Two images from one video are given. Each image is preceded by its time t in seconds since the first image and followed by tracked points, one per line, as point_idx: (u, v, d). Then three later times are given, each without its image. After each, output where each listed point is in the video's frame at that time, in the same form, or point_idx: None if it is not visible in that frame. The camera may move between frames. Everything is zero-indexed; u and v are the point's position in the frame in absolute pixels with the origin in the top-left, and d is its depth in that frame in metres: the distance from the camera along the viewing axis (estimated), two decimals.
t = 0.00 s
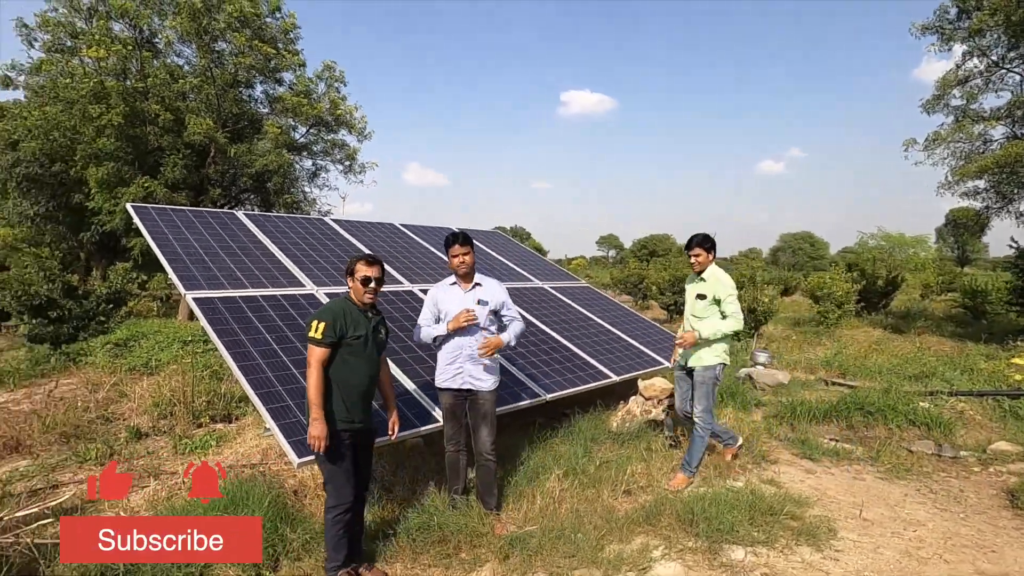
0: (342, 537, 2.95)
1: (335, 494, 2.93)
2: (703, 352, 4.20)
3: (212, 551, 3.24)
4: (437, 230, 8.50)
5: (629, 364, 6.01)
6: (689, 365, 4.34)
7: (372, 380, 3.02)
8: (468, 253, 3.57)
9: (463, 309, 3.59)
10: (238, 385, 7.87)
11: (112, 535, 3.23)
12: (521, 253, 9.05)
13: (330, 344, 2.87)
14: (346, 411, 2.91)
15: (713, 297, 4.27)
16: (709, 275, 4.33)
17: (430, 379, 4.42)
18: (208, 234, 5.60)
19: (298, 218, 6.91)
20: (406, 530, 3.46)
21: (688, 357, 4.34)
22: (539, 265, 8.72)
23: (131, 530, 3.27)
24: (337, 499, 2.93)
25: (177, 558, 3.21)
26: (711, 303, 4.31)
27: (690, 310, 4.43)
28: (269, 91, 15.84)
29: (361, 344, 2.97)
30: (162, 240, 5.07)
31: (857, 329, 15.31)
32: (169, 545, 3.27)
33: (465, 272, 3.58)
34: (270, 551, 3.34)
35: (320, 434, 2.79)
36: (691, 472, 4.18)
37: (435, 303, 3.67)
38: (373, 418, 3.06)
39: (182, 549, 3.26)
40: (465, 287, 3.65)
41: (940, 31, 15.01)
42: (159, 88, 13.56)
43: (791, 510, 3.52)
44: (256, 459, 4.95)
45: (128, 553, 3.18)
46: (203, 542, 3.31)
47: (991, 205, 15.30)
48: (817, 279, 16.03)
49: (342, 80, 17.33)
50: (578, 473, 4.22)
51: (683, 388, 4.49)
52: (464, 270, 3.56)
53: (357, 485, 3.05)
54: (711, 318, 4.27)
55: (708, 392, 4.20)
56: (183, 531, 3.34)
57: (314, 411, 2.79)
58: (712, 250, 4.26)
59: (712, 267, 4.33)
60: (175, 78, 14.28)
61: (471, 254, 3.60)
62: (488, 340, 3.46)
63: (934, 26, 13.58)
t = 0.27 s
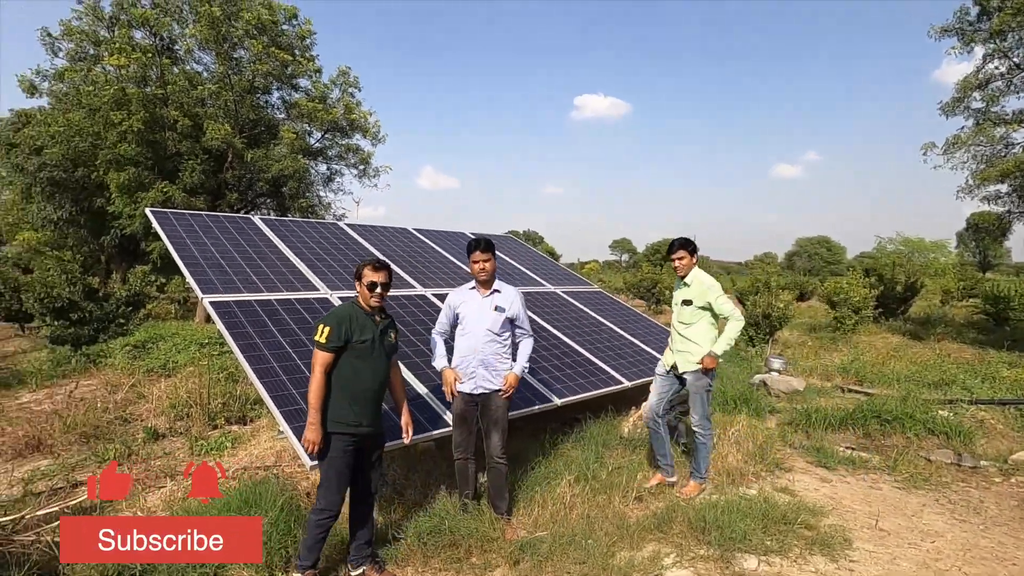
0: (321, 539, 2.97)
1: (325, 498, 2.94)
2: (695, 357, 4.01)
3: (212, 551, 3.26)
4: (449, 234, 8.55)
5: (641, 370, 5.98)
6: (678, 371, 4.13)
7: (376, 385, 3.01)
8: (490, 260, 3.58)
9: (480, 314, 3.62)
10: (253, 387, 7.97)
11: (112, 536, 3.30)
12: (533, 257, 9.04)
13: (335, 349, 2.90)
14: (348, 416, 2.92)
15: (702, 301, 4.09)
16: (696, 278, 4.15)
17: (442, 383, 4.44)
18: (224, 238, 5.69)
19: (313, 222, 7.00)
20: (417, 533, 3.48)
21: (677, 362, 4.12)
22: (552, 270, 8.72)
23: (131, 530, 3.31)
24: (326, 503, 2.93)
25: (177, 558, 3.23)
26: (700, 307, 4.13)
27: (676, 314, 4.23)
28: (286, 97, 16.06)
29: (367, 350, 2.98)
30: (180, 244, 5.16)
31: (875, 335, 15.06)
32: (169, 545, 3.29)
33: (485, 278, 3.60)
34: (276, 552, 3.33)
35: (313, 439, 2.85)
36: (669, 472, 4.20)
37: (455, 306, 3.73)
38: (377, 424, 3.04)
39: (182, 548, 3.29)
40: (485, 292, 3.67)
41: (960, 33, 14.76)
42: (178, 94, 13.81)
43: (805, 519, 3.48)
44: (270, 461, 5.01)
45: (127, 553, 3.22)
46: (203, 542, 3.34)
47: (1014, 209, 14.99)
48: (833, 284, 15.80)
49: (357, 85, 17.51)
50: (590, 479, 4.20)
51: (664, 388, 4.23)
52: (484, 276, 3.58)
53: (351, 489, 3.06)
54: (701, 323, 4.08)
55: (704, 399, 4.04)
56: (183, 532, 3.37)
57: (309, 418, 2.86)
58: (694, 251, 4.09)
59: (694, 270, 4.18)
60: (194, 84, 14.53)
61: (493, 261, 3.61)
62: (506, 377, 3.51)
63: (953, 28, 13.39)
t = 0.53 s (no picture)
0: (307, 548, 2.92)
1: (314, 502, 2.93)
2: (678, 376, 3.88)
3: (211, 551, 3.26)
4: (461, 239, 8.56)
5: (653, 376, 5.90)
6: (661, 389, 4.01)
7: (375, 391, 2.99)
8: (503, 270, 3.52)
9: (491, 322, 3.60)
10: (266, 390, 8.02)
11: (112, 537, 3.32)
12: (545, 263, 9.01)
13: (330, 358, 2.86)
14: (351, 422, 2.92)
15: (685, 316, 3.94)
16: (678, 291, 3.99)
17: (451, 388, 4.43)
18: (237, 243, 5.75)
19: (325, 227, 7.05)
20: (424, 540, 3.46)
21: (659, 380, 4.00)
22: (563, 275, 8.68)
23: (131, 530, 3.32)
24: (315, 508, 2.93)
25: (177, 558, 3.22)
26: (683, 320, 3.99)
27: (659, 328, 4.08)
28: (301, 103, 16.24)
29: (362, 356, 2.96)
30: (194, 249, 5.22)
31: (894, 342, 14.78)
32: (169, 544, 3.29)
33: (498, 289, 3.55)
34: (282, 555, 3.31)
35: (338, 443, 2.81)
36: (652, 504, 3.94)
37: (470, 313, 3.74)
38: (378, 430, 3.03)
39: (182, 548, 3.28)
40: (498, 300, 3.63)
41: (981, 34, 14.50)
42: (196, 101, 14.04)
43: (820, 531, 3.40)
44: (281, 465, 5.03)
45: (128, 553, 3.24)
46: (204, 542, 3.34)
47: None
48: (851, 289, 15.55)
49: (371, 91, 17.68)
50: (600, 487, 4.16)
51: (654, 414, 4.04)
52: (497, 286, 3.53)
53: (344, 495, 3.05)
54: (684, 339, 3.95)
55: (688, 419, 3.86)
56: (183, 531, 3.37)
57: (327, 424, 2.82)
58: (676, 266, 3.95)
59: (675, 282, 4.02)
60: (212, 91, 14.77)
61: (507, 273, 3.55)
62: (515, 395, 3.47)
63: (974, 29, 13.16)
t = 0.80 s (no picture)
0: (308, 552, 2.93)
1: (310, 506, 2.94)
2: (665, 381, 3.73)
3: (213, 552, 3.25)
4: (471, 243, 8.57)
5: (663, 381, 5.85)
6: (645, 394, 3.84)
7: (367, 396, 2.98)
8: (515, 278, 3.50)
9: (503, 328, 3.60)
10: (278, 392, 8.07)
11: (111, 543, 3.26)
12: (555, 267, 8.99)
13: (319, 368, 2.83)
14: (344, 430, 2.91)
15: (670, 319, 3.80)
16: (661, 294, 3.86)
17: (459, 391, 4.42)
18: (250, 247, 5.80)
19: (337, 231, 7.10)
20: (430, 544, 3.44)
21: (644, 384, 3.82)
22: (573, 279, 8.65)
23: (129, 536, 3.25)
24: (312, 511, 2.93)
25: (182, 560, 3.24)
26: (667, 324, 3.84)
27: (642, 332, 3.93)
28: (315, 108, 16.41)
29: (353, 363, 2.93)
30: (207, 252, 5.28)
31: (912, 348, 14.52)
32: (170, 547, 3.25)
33: (510, 296, 3.55)
34: (288, 557, 3.36)
35: (325, 455, 2.79)
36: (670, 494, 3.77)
37: (483, 317, 3.73)
38: (373, 434, 3.03)
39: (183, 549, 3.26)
40: (510, 306, 3.63)
41: (1002, 35, 14.24)
42: (212, 106, 14.24)
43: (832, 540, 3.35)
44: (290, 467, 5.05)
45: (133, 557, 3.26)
46: (204, 542, 3.28)
47: None
48: (867, 295, 15.32)
49: (385, 96, 17.82)
50: (608, 493, 4.13)
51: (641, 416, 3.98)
52: (508, 293, 3.53)
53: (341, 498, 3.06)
54: (669, 343, 3.81)
55: (648, 424, 3.68)
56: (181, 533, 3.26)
57: (317, 434, 2.79)
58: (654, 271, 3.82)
59: (655, 285, 3.89)
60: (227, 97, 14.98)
61: (520, 281, 3.55)
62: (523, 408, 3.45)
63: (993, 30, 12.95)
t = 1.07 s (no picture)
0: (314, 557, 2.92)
1: (308, 511, 2.93)
2: (646, 396, 3.57)
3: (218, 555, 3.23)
4: (481, 247, 8.58)
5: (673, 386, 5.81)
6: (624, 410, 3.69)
7: (360, 401, 2.96)
8: (519, 284, 3.43)
9: (506, 333, 3.54)
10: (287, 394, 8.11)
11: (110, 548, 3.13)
12: (565, 271, 8.97)
13: (308, 377, 2.78)
14: (337, 436, 2.88)
15: (651, 331, 3.64)
16: (642, 305, 3.70)
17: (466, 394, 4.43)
18: (260, 250, 5.86)
19: (347, 234, 7.14)
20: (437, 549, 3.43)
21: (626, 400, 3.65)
22: (583, 283, 8.63)
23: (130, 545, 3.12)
24: (311, 516, 2.93)
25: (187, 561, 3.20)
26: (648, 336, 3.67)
27: (623, 345, 3.77)
28: (327, 112, 16.55)
29: (343, 369, 2.89)
30: (218, 255, 5.34)
31: (928, 355, 14.30)
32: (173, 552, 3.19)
33: (512, 301, 3.48)
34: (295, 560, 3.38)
35: (298, 472, 2.76)
36: (619, 525, 3.61)
37: (484, 321, 3.68)
38: (367, 438, 3.02)
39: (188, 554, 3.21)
40: (512, 310, 3.56)
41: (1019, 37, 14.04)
42: (226, 111, 14.42)
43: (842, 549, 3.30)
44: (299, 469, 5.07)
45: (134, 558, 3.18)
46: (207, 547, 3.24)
47: None
48: (880, 301, 15.12)
49: (396, 101, 17.95)
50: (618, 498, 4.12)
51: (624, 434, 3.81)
52: (511, 299, 3.47)
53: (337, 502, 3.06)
54: (650, 356, 3.64)
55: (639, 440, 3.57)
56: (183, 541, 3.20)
57: (296, 446, 2.76)
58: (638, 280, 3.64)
59: (639, 296, 3.72)
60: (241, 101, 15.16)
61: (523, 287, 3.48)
62: (558, 419, 3.57)
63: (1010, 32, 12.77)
